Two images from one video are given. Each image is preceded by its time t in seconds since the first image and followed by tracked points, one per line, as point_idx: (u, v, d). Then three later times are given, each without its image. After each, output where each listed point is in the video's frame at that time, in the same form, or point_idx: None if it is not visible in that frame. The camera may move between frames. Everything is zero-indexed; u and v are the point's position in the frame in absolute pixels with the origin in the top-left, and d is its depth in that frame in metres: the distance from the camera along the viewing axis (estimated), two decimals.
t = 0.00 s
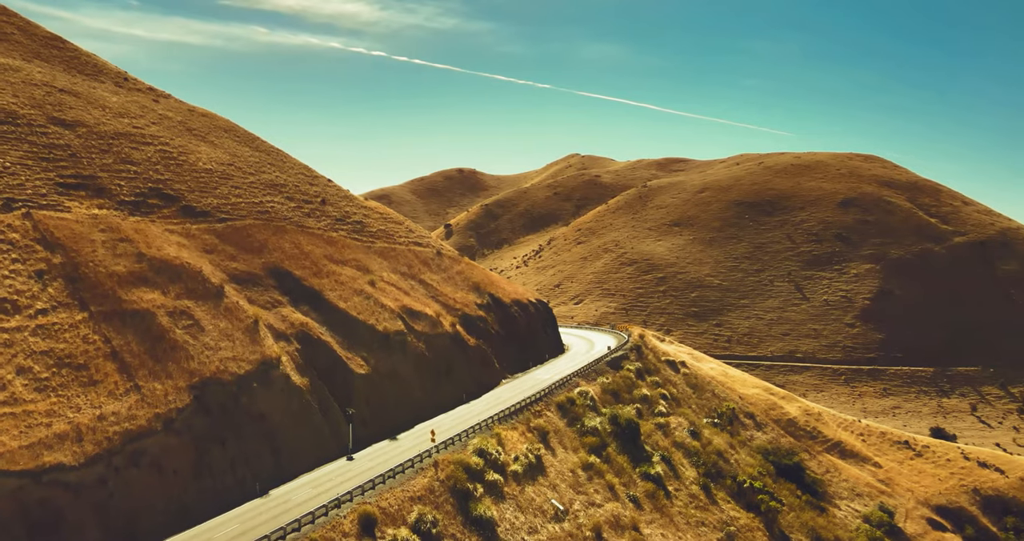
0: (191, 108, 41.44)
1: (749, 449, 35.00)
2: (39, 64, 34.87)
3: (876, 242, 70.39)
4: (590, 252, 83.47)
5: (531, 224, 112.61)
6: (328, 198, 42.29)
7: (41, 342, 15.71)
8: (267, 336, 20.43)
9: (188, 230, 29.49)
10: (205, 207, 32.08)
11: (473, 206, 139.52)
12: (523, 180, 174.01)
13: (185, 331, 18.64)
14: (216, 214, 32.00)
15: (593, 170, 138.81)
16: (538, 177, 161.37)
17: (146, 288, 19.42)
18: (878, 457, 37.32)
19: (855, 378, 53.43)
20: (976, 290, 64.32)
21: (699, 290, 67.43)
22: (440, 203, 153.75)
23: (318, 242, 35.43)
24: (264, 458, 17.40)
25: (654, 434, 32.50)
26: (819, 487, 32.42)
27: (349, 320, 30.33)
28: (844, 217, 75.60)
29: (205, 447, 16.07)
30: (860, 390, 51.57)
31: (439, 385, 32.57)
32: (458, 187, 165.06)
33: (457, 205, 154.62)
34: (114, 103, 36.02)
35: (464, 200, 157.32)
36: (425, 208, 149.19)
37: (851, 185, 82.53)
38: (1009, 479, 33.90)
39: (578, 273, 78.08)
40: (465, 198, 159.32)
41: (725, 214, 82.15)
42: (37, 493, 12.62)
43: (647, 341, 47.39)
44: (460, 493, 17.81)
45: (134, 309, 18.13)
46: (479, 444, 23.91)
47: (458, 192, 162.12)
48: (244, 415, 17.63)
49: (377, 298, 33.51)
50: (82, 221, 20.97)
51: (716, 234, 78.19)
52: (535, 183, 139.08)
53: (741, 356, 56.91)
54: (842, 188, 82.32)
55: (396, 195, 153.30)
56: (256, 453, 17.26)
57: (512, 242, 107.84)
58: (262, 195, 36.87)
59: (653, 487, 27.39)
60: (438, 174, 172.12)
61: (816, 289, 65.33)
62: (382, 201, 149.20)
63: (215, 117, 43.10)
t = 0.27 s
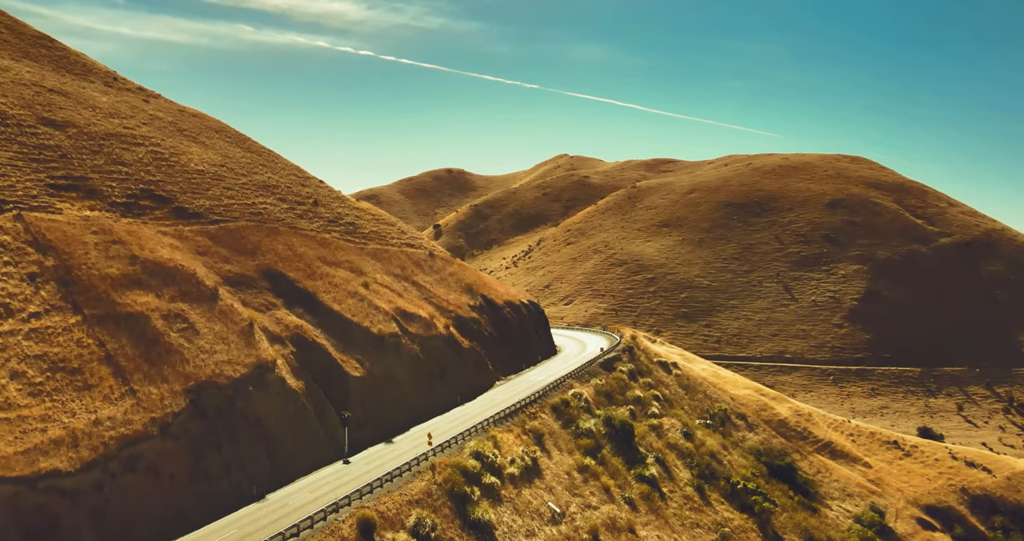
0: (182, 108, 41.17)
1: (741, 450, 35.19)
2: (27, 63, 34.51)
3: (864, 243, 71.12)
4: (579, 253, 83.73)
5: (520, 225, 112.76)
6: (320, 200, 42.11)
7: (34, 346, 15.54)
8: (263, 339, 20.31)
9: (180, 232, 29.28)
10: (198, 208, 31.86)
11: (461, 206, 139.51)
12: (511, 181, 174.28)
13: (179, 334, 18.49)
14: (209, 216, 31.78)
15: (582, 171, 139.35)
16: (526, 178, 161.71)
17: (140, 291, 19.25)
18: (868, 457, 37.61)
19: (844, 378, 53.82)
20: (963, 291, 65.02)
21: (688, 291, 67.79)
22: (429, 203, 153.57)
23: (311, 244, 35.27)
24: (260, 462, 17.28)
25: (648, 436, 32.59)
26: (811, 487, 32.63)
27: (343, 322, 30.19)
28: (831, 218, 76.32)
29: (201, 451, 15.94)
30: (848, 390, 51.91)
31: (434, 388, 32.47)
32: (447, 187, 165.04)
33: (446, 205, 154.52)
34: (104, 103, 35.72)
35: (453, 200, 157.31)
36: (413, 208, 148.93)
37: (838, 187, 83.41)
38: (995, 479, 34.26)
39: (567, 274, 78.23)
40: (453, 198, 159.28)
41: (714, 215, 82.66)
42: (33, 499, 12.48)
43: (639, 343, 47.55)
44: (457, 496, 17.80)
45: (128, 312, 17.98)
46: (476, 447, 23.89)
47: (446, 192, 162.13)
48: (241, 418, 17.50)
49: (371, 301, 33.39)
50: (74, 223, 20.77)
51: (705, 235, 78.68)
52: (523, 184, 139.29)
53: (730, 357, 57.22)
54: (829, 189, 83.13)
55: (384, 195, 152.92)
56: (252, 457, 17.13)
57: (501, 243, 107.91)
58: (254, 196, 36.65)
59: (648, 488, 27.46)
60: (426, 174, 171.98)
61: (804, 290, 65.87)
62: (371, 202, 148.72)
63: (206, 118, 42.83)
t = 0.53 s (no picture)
0: (172, 108, 40.86)
1: (733, 451, 35.36)
2: (15, 62, 34.13)
3: (851, 244, 71.84)
4: (568, 253, 84.00)
5: (509, 225, 112.93)
6: (312, 201, 41.92)
7: (28, 350, 15.38)
8: (258, 342, 20.18)
9: (173, 234, 29.05)
10: (190, 210, 31.63)
11: (450, 206, 139.53)
12: (499, 181, 174.62)
13: (174, 337, 18.35)
14: (201, 217, 31.55)
15: (570, 171, 139.95)
16: (515, 178, 162.06)
17: (134, 294, 19.08)
18: (858, 457, 37.88)
19: (832, 378, 54.20)
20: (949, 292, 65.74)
21: (678, 292, 68.15)
22: (417, 203, 153.40)
23: (304, 245, 35.11)
24: (256, 467, 17.15)
25: (642, 437, 32.68)
26: (802, 487, 32.82)
27: (337, 324, 30.05)
28: (819, 219, 77.08)
29: (197, 456, 15.82)
30: (837, 390, 52.30)
31: (428, 390, 32.37)
32: (435, 187, 165.09)
33: (434, 206, 154.45)
34: (93, 103, 35.40)
35: (441, 200, 157.29)
36: (401, 208, 148.66)
37: (825, 188, 84.31)
38: (983, 478, 34.61)
39: (557, 275, 78.39)
40: (442, 198, 159.23)
41: (703, 216, 83.24)
42: (29, 506, 12.34)
43: (631, 344, 47.68)
44: (455, 500, 17.79)
45: (122, 315, 17.81)
46: (472, 449, 23.88)
47: (435, 193, 162.10)
48: (237, 422, 17.39)
49: (365, 302, 33.27)
50: (66, 225, 20.56)
51: (694, 236, 79.20)
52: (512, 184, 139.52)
53: (719, 357, 57.54)
54: (817, 190, 83.98)
55: (372, 195, 152.50)
56: (248, 461, 17.02)
57: (490, 243, 108.02)
58: (246, 197, 36.43)
59: (643, 490, 27.53)
60: (414, 175, 171.83)
61: (792, 291, 66.41)
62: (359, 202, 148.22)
63: (196, 118, 42.53)
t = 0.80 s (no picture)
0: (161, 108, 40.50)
1: (725, 451, 35.55)
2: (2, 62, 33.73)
3: (838, 245, 72.64)
4: (557, 254, 84.23)
5: (497, 225, 113.08)
6: (303, 202, 41.71)
7: (20, 354, 15.19)
8: (252, 345, 20.05)
9: (165, 236, 28.80)
10: (181, 211, 31.39)
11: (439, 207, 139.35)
12: (487, 181, 174.91)
13: (168, 340, 18.21)
14: (193, 219, 31.30)
15: (558, 172, 140.43)
16: (503, 178, 162.35)
17: (126, 297, 18.90)
18: (847, 457, 38.21)
19: (820, 378, 54.62)
20: (936, 293, 66.52)
21: (667, 292, 68.54)
22: (405, 203, 153.10)
23: (296, 247, 34.94)
24: (251, 471, 17.04)
25: (634, 439, 32.79)
26: (793, 488, 33.05)
27: (331, 327, 29.90)
28: (806, 220, 77.93)
29: (193, 461, 15.70)
30: (824, 390, 52.72)
31: (422, 392, 32.27)
32: (423, 187, 164.98)
33: (422, 206, 154.23)
34: (82, 103, 35.06)
35: (429, 201, 157.18)
36: (389, 208, 148.27)
37: (812, 189, 85.24)
38: (969, 477, 34.99)
39: (546, 275, 78.55)
40: (430, 199, 159.10)
41: (691, 217, 83.84)
42: (24, 512, 12.19)
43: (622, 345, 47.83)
44: (452, 503, 17.78)
45: (115, 318, 17.64)
46: (467, 452, 23.89)
47: (423, 193, 162.01)
48: (232, 426, 17.26)
49: (358, 304, 33.15)
50: (56, 227, 20.35)
51: (682, 236, 79.76)
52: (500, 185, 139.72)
53: (708, 358, 57.88)
54: (804, 192, 84.92)
55: (360, 195, 151.93)
56: (243, 466, 16.90)
57: (478, 243, 108.10)
58: (237, 198, 36.19)
59: (637, 492, 27.62)
60: (402, 175, 171.61)
61: (780, 291, 66.98)
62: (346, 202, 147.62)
63: (186, 118, 42.19)
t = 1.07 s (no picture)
0: (148, 108, 40.10)
1: (714, 452, 35.80)
2: None
3: (822, 246, 73.55)
4: (544, 254, 84.48)
5: (483, 226, 113.16)
6: (292, 203, 41.49)
7: (9, 359, 14.96)
8: (244, 349, 19.93)
9: (154, 237, 28.51)
10: (170, 212, 31.09)
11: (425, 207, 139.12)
12: (474, 182, 175.07)
13: (159, 343, 18.03)
14: (182, 220, 31.02)
15: (544, 172, 140.91)
16: (490, 178, 162.60)
17: (117, 300, 18.70)
18: (834, 456, 38.61)
19: (805, 378, 55.17)
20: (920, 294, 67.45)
21: (653, 293, 68.97)
22: (390, 203, 152.72)
23: (287, 248, 34.75)
24: (245, 476, 16.92)
25: (625, 440, 32.93)
26: (782, 488, 33.35)
27: (323, 329, 29.74)
28: (791, 221, 78.85)
29: (186, 466, 15.57)
30: (810, 390, 53.22)
31: (414, 395, 32.18)
32: (409, 187, 164.77)
33: (408, 206, 153.98)
34: (68, 103, 34.63)
35: (415, 201, 156.92)
36: (375, 208, 147.79)
37: (797, 191, 86.31)
38: (953, 476, 35.45)
39: (533, 275, 78.69)
40: (415, 199, 158.87)
41: (677, 218, 84.47)
42: (16, 520, 12.03)
43: (611, 347, 48.01)
44: (447, 506, 17.80)
45: (106, 321, 17.44)
46: (461, 455, 23.88)
47: (408, 193, 161.74)
48: (225, 431, 17.13)
49: (349, 306, 32.99)
50: (43, 229, 20.07)
51: (668, 237, 80.34)
52: (486, 185, 139.83)
53: (695, 358, 58.28)
54: (788, 193, 85.95)
55: (345, 195, 151.24)
56: (237, 470, 16.78)
57: (465, 244, 108.08)
58: (226, 199, 35.91)
59: (629, 493, 27.74)
60: (388, 175, 171.14)
61: (766, 292, 67.63)
62: (331, 202, 146.85)
63: (173, 118, 41.80)
